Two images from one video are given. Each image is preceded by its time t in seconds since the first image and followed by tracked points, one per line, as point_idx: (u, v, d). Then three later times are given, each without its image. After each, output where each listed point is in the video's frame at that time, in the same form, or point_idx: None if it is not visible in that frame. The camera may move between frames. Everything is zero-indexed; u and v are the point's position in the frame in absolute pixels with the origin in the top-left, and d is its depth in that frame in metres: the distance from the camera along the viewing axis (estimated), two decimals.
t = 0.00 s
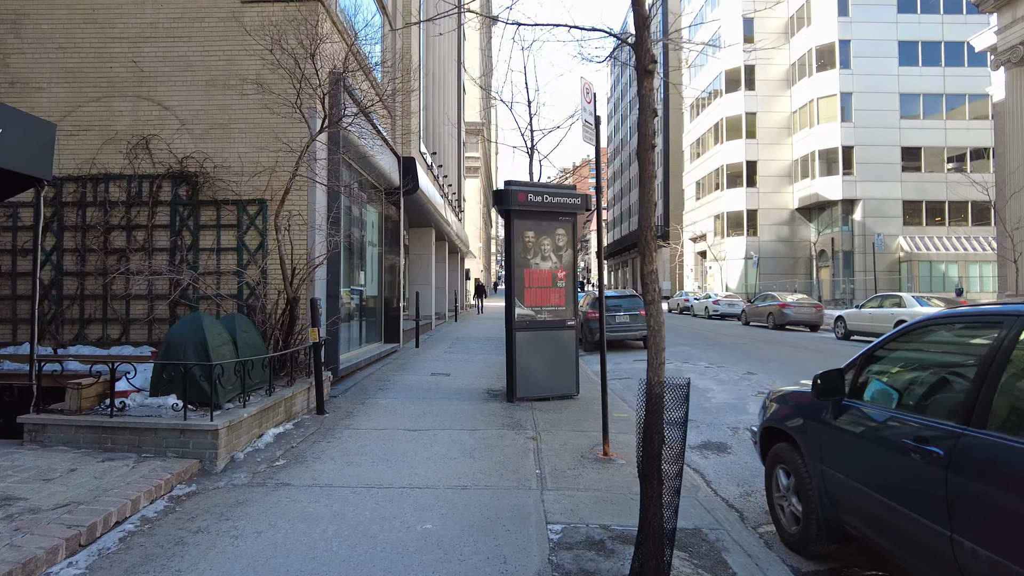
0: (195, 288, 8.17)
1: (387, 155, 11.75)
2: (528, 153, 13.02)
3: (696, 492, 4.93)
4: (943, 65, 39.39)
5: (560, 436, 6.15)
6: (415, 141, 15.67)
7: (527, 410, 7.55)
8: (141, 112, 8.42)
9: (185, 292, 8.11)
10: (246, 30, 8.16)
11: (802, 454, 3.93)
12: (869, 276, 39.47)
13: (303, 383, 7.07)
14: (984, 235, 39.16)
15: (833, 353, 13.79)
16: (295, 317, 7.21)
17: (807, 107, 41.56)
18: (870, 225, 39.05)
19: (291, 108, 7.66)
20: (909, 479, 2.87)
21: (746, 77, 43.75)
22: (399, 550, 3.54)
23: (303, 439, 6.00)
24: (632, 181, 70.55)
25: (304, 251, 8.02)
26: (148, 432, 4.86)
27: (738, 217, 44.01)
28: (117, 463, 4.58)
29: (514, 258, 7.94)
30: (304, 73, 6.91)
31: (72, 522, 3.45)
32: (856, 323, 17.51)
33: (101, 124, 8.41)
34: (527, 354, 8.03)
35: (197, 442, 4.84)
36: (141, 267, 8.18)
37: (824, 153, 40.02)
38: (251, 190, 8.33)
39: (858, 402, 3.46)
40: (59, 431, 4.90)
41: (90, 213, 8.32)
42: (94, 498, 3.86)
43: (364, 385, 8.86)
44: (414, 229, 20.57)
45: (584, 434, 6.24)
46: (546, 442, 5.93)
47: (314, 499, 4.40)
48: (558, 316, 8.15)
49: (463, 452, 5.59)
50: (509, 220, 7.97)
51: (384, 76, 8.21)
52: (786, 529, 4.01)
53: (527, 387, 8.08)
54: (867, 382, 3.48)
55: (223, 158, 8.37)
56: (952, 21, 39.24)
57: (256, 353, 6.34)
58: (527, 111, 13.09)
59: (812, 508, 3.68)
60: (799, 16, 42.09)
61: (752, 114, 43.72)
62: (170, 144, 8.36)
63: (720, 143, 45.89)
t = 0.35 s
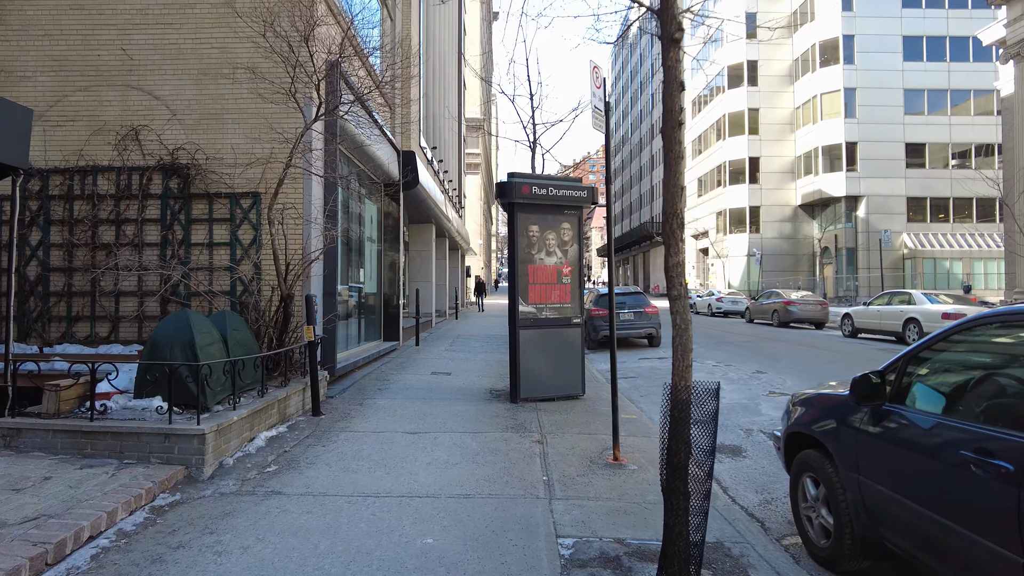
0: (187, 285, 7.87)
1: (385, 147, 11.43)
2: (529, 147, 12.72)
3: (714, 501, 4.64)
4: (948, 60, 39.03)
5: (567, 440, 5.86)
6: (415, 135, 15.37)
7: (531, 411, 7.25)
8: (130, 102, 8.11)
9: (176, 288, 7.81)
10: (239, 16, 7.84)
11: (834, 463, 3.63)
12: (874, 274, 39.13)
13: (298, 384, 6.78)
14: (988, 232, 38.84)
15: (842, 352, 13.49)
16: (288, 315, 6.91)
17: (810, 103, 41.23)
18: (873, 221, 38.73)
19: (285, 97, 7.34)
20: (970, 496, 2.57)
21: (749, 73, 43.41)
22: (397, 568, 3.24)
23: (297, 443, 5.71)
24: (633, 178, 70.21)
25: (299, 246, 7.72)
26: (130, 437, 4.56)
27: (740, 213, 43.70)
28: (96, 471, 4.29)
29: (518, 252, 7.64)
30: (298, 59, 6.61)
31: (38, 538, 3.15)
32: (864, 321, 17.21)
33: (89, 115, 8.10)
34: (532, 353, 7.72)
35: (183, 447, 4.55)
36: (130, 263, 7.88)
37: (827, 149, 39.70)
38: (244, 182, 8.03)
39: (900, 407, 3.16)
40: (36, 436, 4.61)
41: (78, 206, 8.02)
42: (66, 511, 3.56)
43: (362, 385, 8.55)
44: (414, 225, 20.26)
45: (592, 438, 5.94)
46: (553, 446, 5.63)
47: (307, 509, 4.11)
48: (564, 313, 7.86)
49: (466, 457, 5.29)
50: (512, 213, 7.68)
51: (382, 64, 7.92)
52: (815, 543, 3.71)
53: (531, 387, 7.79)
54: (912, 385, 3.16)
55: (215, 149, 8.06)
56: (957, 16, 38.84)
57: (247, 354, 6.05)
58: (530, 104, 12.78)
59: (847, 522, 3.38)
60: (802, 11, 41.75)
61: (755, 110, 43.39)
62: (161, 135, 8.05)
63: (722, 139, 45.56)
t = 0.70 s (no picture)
0: (175, 288, 7.56)
1: (381, 145, 11.14)
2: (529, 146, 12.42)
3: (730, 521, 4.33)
4: (951, 59, 38.75)
5: (571, 452, 5.55)
6: (414, 133, 15.10)
7: (533, 420, 6.95)
8: (116, 98, 7.80)
9: (164, 291, 7.50)
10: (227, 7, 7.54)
11: (865, 484, 3.32)
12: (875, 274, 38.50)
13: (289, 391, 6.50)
14: (992, 232, 38.50)
15: (851, 355, 13.17)
16: (279, 320, 6.62)
17: (812, 102, 40.96)
18: (876, 221, 38.42)
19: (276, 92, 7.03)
20: None
21: (751, 72, 43.16)
22: None
23: (287, 456, 5.40)
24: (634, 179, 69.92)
25: (290, 249, 7.43)
26: (104, 453, 4.25)
27: (742, 214, 43.42)
28: (66, 491, 3.98)
29: (518, 254, 7.34)
30: (288, 50, 6.29)
31: None
32: (871, 323, 16.86)
33: (73, 111, 7.79)
34: (534, 360, 7.40)
35: (161, 464, 4.24)
36: (116, 265, 7.57)
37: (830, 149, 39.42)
38: (235, 181, 7.73)
39: (946, 427, 2.85)
40: (3, 453, 4.30)
41: (62, 206, 7.70)
42: (26, 539, 3.26)
43: (357, 393, 8.24)
44: (413, 226, 19.96)
45: (598, 450, 5.64)
46: (556, 460, 5.32)
47: (293, 533, 3.80)
48: (566, 317, 7.56)
49: (465, 472, 4.99)
50: (513, 213, 7.37)
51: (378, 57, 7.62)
52: (845, 572, 3.38)
53: (533, 395, 7.46)
54: (961, 402, 2.85)
55: (204, 147, 7.76)
56: (959, 15, 38.44)
57: (234, 362, 5.76)
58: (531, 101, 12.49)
59: (883, 552, 3.06)
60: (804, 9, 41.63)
61: (756, 110, 43.14)
62: (148, 132, 7.74)
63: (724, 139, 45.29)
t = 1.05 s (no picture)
0: (165, 291, 7.26)
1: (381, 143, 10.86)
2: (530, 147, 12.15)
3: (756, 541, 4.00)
4: (954, 62, 38.56)
5: (581, 465, 5.24)
6: (414, 134, 14.82)
7: (538, 429, 6.64)
8: (103, 93, 7.50)
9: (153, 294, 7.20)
10: None
11: (915, 505, 2.99)
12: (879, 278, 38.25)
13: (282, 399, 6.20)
14: (997, 236, 38.20)
15: (861, 360, 12.84)
16: (272, 325, 6.33)
17: (814, 106, 40.75)
18: (880, 225, 38.15)
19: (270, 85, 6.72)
20: None
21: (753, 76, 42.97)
22: None
23: (279, 469, 5.08)
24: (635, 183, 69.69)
25: (285, 251, 7.13)
26: (79, 468, 3.93)
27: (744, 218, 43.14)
28: (35, 510, 3.65)
29: (523, 256, 7.03)
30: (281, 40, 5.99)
31: None
32: (880, 328, 16.52)
33: (60, 107, 7.50)
34: (539, 367, 7.08)
35: (140, 481, 3.91)
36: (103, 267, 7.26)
37: (833, 152, 39.17)
38: (228, 180, 7.43)
39: (1016, 445, 2.52)
40: None
41: (48, 206, 7.39)
42: None
43: (355, 401, 7.92)
44: (413, 229, 19.67)
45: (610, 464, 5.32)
46: (566, 474, 5.00)
47: (282, 556, 3.48)
48: (573, 321, 7.24)
49: (469, 487, 4.67)
50: (517, 212, 7.06)
51: (377, 49, 7.32)
52: None
53: (538, 404, 7.13)
54: None
55: (196, 144, 7.46)
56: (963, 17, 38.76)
57: (224, 369, 5.45)
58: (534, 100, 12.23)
59: None
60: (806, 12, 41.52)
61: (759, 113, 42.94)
62: (137, 129, 7.44)
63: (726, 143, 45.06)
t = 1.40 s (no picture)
0: (153, 296, 6.91)
1: (380, 142, 10.54)
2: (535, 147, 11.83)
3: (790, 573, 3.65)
4: (958, 65, 38.35)
5: (594, 484, 4.91)
6: (416, 135, 14.51)
7: (546, 442, 6.30)
8: (91, 88, 7.17)
9: (141, 299, 6.85)
10: None
11: (982, 540, 2.64)
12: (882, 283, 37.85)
13: (275, 411, 5.86)
14: (1002, 240, 37.87)
15: (874, 367, 12.51)
16: (264, 332, 5.99)
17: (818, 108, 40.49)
18: (884, 229, 37.83)
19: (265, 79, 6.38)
20: None
21: (755, 78, 42.74)
22: None
23: (271, 488, 4.74)
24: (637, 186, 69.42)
25: (279, 254, 6.80)
26: (47, 491, 3.58)
27: (747, 221, 42.81)
28: None
29: (530, 259, 6.70)
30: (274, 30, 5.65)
31: None
32: (890, 334, 16.19)
33: (45, 103, 7.16)
34: (547, 376, 6.74)
35: (115, 506, 3.55)
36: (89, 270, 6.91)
37: (836, 155, 38.86)
38: (220, 180, 7.11)
39: None
40: None
41: (31, 206, 7.04)
42: None
43: (353, 411, 7.59)
44: (413, 231, 19.33)
45: (625, 482, 4.98)
46: (578, 495, 4.66)
47: None
48: (582, 328, 6.91)
49: (475, 509, 4.32)
50: (524, 214, 6.74)
51: (377, 41, 7.00)
52: None
53: (546, 415, 6.79)
54: None
55: (187, 142, 7.13)
56: (968, 20, 38.67)
57: (212, 381, 5.12)
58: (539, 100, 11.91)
59: None
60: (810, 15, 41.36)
61: (762, 116, 42.70)
62: (126, 126, 7.11)
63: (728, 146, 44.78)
